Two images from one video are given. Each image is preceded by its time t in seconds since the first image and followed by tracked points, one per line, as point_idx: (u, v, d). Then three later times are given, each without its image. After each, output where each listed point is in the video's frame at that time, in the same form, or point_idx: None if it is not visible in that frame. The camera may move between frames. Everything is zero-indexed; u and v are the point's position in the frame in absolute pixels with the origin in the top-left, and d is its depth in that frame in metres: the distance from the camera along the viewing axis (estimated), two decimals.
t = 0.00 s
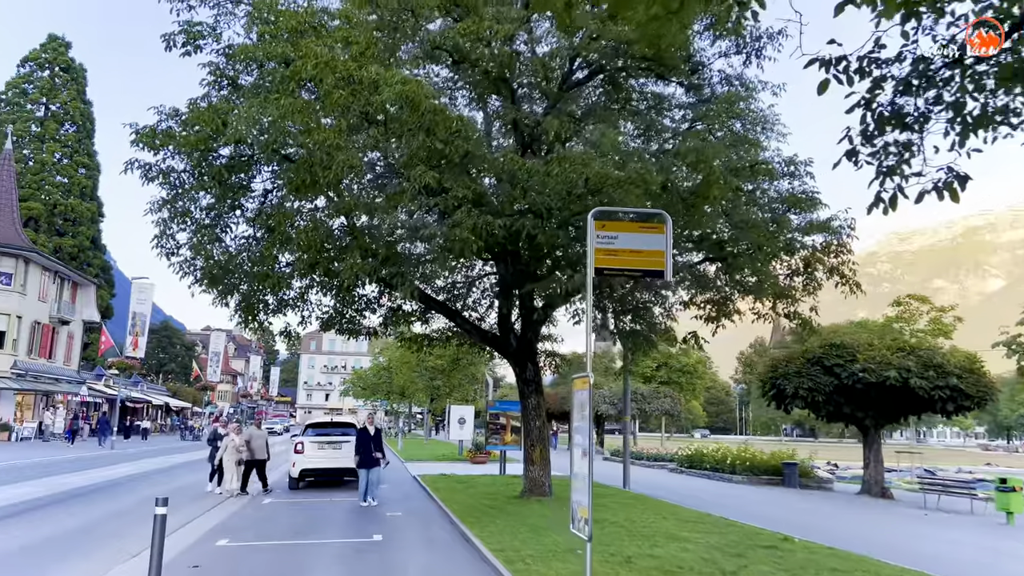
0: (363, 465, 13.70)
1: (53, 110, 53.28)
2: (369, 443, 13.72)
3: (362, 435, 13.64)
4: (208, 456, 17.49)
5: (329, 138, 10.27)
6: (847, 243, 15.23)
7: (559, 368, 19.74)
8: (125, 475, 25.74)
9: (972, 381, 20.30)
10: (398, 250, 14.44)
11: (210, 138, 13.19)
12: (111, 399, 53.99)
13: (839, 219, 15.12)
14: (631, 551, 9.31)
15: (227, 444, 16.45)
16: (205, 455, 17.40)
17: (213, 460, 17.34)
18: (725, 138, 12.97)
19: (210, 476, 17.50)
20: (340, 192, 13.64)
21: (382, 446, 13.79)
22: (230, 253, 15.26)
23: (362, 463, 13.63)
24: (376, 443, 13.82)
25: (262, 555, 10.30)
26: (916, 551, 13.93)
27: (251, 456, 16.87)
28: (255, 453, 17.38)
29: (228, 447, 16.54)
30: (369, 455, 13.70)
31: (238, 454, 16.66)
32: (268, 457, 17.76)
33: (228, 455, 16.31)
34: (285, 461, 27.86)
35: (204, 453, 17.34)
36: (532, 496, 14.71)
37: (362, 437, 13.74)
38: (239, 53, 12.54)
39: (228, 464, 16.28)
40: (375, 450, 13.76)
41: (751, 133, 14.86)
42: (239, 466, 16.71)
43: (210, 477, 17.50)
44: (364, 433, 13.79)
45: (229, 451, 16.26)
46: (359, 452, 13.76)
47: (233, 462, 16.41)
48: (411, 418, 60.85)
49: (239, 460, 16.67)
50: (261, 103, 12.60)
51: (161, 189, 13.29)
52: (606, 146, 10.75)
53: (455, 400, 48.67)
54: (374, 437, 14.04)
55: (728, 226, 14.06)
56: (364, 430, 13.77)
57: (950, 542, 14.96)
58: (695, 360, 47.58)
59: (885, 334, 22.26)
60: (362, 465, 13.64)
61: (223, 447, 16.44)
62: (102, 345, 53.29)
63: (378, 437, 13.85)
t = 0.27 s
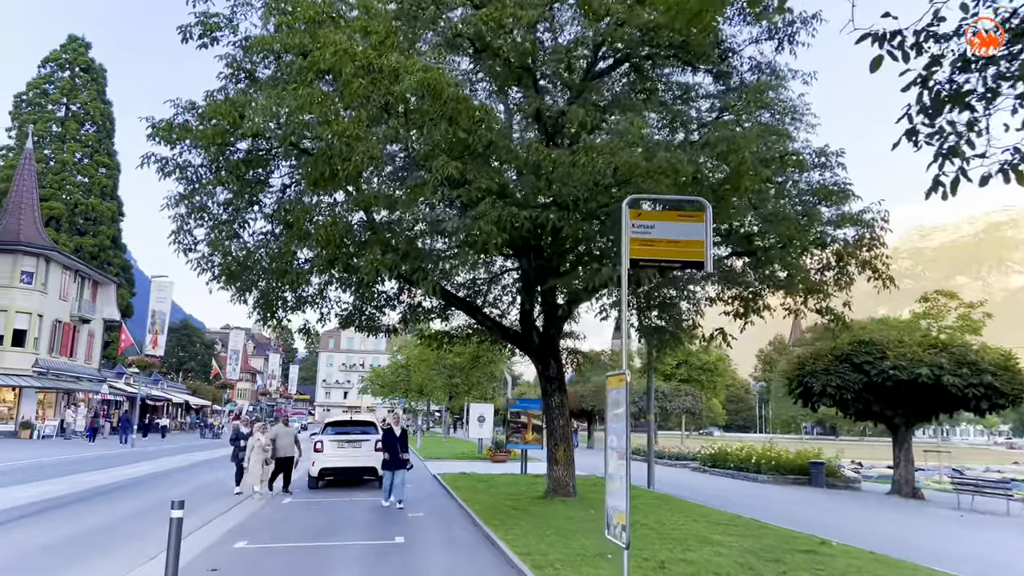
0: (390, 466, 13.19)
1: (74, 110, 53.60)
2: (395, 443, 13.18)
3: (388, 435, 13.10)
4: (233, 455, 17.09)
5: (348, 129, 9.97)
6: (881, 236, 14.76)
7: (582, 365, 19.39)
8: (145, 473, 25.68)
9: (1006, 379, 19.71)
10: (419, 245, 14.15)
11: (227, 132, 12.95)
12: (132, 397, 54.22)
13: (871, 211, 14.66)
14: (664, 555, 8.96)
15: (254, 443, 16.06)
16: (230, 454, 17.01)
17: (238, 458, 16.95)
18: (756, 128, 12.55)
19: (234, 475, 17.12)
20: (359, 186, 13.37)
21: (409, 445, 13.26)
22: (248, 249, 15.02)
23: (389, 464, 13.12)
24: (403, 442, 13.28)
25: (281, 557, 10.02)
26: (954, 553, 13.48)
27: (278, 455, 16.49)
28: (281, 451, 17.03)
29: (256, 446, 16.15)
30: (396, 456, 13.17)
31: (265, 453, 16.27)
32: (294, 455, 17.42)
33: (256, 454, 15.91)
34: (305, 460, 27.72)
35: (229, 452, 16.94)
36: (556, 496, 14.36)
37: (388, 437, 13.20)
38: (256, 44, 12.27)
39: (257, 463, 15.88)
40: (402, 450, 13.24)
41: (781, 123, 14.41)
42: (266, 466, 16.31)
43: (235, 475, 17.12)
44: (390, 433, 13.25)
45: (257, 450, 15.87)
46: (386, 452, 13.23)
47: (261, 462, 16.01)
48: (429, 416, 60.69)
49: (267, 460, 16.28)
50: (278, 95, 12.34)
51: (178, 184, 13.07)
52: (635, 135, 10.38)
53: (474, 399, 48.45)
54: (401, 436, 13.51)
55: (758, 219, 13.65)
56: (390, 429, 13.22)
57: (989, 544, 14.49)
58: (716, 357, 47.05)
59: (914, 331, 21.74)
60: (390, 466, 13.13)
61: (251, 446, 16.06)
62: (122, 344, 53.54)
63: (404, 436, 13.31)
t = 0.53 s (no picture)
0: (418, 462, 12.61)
1: (97, 108, 53.88)
2: (423, 437, 12.60)
3: (416, 429, 12.53)
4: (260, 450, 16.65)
5: (372, 113, 9.67)
6: (920, 224, 14.24)
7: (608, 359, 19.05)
8: (167, 468, 25.59)
9: None
10: (443, 235, 13.86)
11: (248, 120, 12.71)
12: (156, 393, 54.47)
13: (911, 198, 14.15)
14: (701, 554, 8.60)
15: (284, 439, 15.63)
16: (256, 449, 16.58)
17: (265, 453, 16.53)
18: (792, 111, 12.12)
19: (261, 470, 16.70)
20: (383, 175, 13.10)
21: (439, 440, 12.67)
22: (270, 240, 14.79)
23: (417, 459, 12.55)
24: (432, 437, 12.68)
25: (303, 554, 9.73)
26: (997, 551, 13.01)
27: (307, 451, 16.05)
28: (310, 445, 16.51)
29: (286, 442, 15.72)
30: (425, 451, 12.58)
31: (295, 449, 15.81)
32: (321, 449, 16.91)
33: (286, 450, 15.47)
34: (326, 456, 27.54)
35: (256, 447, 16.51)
36: (584, 492, 13.99)
37: (416, 431, 12.63)
38: (277, 29, 12.01)
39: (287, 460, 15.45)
40: (432, 445, 12.65)
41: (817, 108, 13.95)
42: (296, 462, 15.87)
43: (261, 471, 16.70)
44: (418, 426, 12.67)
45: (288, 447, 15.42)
46: (413, 446, 12.67)
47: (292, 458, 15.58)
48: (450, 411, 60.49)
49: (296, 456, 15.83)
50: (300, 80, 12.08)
51: (198, 174, 12.85)
52: (668, 116, 10.01)
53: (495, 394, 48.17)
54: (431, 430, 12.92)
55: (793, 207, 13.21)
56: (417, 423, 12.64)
57: None
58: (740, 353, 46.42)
59: (950, 323, 21.13)
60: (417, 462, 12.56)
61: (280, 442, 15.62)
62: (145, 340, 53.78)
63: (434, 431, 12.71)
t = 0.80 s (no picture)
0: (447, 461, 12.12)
1: (121, 106, 54.11)
2: (452, 436, 12.10)
3: (445, 427, 12.04)
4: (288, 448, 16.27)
5: (397, 100, 9.33)
6: (964, 214, 13.66)
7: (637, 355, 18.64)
8: (192, 464, 25.52)
9: None
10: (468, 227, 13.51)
11: (269, 111, 12.43)
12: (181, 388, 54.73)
13: (955, 187, 13.60)
14: (744, 560, 8.20)
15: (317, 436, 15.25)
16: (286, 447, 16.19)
17: (294, 451, 16.14)
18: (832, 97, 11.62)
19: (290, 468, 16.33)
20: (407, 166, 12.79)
21: (470, 439, 12.16)
22: (292, 234, 14.52)
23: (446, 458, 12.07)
24: (462, 435, 12.17)
25: (327, 556, 9.41)
26: None
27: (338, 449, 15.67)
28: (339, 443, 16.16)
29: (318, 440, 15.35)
30: (454, 450, 12.07)
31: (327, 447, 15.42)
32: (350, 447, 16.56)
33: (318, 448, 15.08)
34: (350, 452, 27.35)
35: (285, 445, 16.12)
36: (614, 492, 13.59)
37: (445, 429, 12.14)
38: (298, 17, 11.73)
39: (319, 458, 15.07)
40: (462, 444, 12.14)
41: (856, 95, 13.44)
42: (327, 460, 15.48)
43: (290, 469, 16.32)
44: (447, 425, 12.18)
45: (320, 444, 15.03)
46: (443, 445, 12.19)
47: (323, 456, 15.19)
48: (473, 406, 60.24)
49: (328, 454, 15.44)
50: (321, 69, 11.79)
51: (219, 166, 12.61)
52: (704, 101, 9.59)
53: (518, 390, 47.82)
54: (460, 428, 12.42)
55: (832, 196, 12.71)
56: (446, 421, 12.14)
57: None
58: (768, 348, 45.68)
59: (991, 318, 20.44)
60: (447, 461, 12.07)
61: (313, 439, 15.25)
62: (170, 336, 53.99)
63: (464, 429, 12.20)
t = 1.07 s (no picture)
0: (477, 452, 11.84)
1: (149, 102, 54.50)
2: (482, 428, 11.87)
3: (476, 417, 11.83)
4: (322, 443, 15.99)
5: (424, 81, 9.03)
6: (1015, 199, 13.07)
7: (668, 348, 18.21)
8: (220, 457, 25.51)
9: None
10: (497, 215, 13.18)
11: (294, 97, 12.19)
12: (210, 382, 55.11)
13: (1004, 170, 13.01)
14: (790, 560, 7.80)
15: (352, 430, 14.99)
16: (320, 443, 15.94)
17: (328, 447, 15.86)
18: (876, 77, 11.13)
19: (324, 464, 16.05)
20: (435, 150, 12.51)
21: (501, 431, 11.90)
22: (317, 223, 14.29)
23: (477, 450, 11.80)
24: (492, 428, 11.93)
25: (354, 552, 9.13)
26: None
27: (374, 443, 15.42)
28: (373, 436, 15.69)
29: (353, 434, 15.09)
30: (484, 441, 11.78)
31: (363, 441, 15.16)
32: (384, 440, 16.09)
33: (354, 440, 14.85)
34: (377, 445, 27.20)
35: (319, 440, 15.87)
36: (647, 488, 13.20)
37: (475, 421, 11.94)
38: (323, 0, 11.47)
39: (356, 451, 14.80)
40: (493, 436, 11.87)
41: (901, 76, 12.93)
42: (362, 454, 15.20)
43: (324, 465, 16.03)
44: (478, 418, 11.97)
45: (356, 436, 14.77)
46: (473, 438, 11.91)
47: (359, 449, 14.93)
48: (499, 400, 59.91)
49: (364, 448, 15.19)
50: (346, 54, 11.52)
51: (244, 154, 12.40)
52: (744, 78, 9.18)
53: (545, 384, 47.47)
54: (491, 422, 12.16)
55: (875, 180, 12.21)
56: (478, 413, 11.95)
57: None
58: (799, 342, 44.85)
59: None
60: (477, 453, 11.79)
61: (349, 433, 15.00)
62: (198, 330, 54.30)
63: (495, 422, 11.97)
